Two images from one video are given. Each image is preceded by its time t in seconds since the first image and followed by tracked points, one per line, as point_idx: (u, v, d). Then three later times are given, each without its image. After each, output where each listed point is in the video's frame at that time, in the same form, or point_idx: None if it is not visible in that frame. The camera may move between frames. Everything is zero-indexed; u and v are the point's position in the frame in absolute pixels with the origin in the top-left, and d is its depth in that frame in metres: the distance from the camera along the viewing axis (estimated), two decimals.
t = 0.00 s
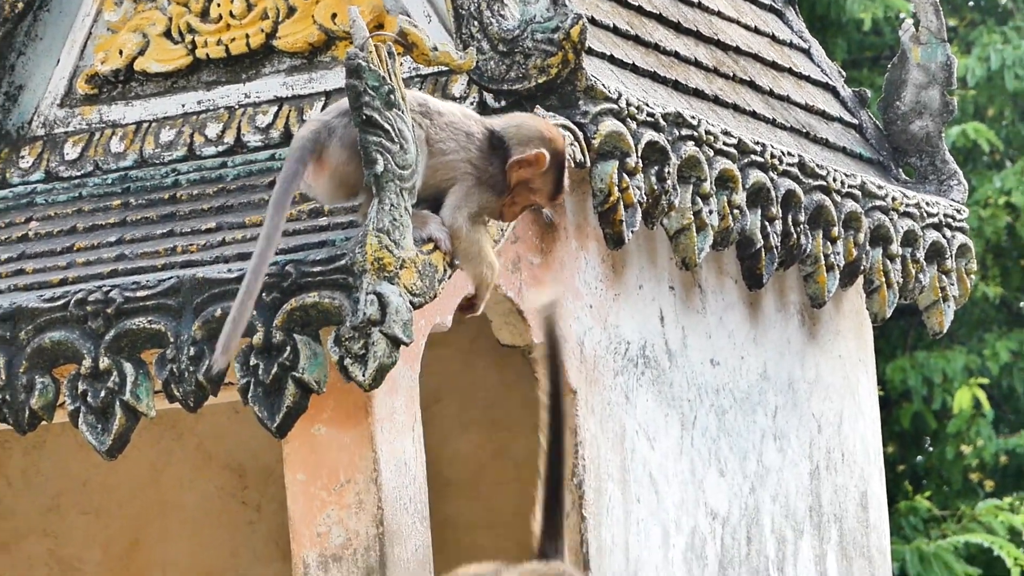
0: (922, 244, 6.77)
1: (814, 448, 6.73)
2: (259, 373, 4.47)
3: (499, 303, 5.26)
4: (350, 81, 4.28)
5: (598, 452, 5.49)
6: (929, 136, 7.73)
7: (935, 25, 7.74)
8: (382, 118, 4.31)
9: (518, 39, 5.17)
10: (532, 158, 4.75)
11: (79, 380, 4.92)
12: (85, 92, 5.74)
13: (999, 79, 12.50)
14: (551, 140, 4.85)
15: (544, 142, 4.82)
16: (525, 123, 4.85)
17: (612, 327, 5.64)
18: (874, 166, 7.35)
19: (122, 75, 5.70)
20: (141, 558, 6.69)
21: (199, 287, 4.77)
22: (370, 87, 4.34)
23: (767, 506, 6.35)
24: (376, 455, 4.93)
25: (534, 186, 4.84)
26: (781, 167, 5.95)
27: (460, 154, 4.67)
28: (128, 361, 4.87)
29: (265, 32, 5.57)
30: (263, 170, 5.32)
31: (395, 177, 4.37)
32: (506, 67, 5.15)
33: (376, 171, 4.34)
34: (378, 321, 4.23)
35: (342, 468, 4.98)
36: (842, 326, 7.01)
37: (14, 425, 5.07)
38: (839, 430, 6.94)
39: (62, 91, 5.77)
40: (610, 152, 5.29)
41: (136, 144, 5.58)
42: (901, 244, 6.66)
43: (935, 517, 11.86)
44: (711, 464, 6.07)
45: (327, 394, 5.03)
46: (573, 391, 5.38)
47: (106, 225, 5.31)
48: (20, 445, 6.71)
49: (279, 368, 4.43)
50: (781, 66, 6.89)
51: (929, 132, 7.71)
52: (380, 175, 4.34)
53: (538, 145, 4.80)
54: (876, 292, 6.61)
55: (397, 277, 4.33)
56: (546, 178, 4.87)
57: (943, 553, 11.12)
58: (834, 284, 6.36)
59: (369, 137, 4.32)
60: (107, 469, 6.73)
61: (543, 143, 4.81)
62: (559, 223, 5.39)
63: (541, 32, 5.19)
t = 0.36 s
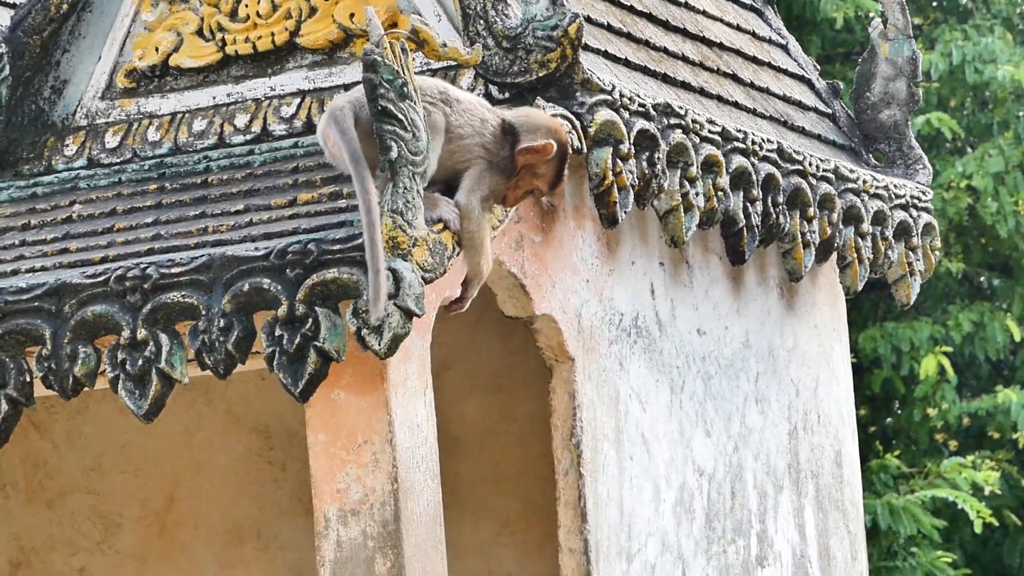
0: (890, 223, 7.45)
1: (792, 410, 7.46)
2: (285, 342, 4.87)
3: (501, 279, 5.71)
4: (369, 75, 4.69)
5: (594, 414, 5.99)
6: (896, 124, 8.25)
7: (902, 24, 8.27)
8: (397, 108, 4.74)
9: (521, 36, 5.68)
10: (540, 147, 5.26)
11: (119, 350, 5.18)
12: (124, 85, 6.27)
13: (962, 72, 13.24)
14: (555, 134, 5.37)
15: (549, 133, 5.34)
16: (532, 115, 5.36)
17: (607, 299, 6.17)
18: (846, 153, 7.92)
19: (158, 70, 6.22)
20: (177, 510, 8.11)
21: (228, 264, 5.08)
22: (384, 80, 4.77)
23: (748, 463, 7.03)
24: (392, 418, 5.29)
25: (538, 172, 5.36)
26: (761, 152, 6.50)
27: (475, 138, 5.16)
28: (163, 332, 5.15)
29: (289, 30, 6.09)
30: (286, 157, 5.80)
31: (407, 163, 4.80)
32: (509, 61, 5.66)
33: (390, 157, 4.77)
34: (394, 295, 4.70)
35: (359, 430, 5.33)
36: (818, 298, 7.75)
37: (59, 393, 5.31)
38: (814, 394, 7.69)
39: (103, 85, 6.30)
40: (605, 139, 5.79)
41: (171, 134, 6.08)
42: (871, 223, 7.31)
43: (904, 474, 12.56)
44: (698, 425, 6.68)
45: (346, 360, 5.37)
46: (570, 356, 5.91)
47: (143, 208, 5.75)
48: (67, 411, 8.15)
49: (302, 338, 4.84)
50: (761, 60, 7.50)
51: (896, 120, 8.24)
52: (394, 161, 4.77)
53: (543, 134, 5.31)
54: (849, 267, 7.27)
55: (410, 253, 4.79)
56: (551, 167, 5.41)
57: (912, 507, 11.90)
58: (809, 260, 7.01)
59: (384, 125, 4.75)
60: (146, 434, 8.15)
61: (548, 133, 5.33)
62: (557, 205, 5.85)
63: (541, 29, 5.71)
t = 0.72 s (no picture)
0: (890, 198, 7.48)
1: (793, 385, 7.46)
2: (285, 321, 4.85)
3: (501, 255, 5.68)
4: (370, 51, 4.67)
5: (595, 390, 5.99)
6: (896, 99, 8.29)
7: None
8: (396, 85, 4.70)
9: (519, 13, 5.63)
10: (568, 153, 5.40)
11: (119, 329, 5.13)
12: (124, 64, 6.27)
13: (961, 46, 13.24)
14: (583, 138, 5.50)
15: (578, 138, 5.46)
16: (563, 116, 5.46)
17: (608, 275, 6.17)
18: (846, 128, 7.98)
19: (157, 48, 6.23)
20: (179, 487, 8.26)
21: (227, 242, 5.02)
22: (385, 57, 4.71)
23: (750, 438, 7.04)
24: (392, 395, 5.25)
25: (562, 173, 5.55)
26: (760, 128, 6.51)
27: (505, 142, 5.28)
28: (163, 310, 5.09)
29: (289, 8, 6.09)
30: (286, 134, 5.77)
31: (407, 140, 4.76)
32: (508, 38, 5.63)
33: (390, 134, 4.72)
34: (393, 272, 4.68)
35: (360, 408, 5.29)
36: (818, 272, 7.77)
37: (59, 371, 5.27)
38: (815, 369, 7.69)
39: (103, 63, 6.32)
40: (605, 115, 5.76)
41: (170, 112, 6.07)
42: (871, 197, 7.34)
43: (905, 447, 12.49)
44: (699, 402, 6.70)
45: (347, 338, 5.33)
46: (571, 333, 5.89)
47: (143, 185, 5.76)
48: (69, 390, 8.30)
49: (302, 316, 4.83)
50: (759, 36, 7.57)
51: (896, 95, 8.28)
52: (393, 138, 4.73)
53: (572, 140, 5.44)
54: (849, 241, 7.34)
55: (410, 231, 4.76)
56: (576, 170, 5.57)
57: (914, 480, 11.87)
58: (809, 235, 7.05)
59: (382, 102, 4.70)
60: (147, 412, 8.28)
61: (578, 140, 5.47)
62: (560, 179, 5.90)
63: (541, 5, 5.64)
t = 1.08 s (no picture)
0: (889, 182, 7.49)
1: (794, 369, 7.46)
2: (285, 308, 4.85)
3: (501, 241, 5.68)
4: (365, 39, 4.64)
5: (596, 375, 5.99)
6: (895, 84, 8.29)
7: None
8: (396, 73, 4.68)
9: None
10: (595, 181, 5.47)
11: (119, 317, 5.13)
12: (123, 52, 6.29)
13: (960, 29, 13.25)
14: (611, 166, 5.58)
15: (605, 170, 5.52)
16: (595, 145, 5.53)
17: (607, 261, 6.17)
18: (845, 112, 7.98)
19: (156, 36, 6.25)
20: (181, 474, 8.26)
21: (227, 230, 5.00)
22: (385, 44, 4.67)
23: (751, 423, 7.04)
24: (392, 382, 5.25)
25: (588, 201, 5.61)
26: (759, 113, 6.51)
27: (530, 162, 5.32)
28: (164, 298, 5.10)
29: None
30: (285, 121, 5.76)
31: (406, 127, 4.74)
32: (507, 23, 5.61)
33: (389, 121, 4.71)
34: (393, 260, 4.69)
35: (360, 395, 5.29)
36: (818, 257, 7.78)
37: (60, 360, 5.27)
38: (815, 354, 7.69)
39: (102, 51, 6.33)
40: (604, 101, 5.75)
41: (170, 99, 6.06)
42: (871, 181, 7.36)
43: (906, 430, 12.50)
44: (699, 387, 6.70)
45: (347, 326, 5.32)
46: (571, 319, 5.89)
47: (143, 173, 5.76)
48: (69, 377, 8.34)
49: (302, 303, 4.83)
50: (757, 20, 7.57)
51: (895, 79, 8.27)
52: (393, 125, 4.71)
53: (601, 168, 5.50)
54: (849, 227, 7.35)
55: (409, 218, 4.75)
56: (602, 200, 5.64)
57: (915, 463, 11.84)
58: (809, 220, 7.07)
59: (381, 90, 4.68)
60: (147, 400, 8.28)
61: (605, 168, 5.52)
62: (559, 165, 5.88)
63: None
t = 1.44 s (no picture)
0: (885, 181, 7.48)
1: (790, 370, 7.46)
2: (280, 310, 4.80)
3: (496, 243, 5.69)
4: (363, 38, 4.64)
5: (592, 376, 5.98)
6: (891, 83, 8.33)
7: None
8: (389, 74, 4.71)
9: None
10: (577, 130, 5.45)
11: (116, 319, 5.10)
12: (118, 54, 6.28)
13: (958, 28, 13.22)
14: (592, 108, 5.52)
15: (587, 113, 5.49)
16: (571, 91, 5.52)
17: (604, 261, 6.17)
18: (841, 111, 8.00)
19: (152, 38, 6.24)
20: (177, 476, 8.26)
21: (223, 232, 4.98)
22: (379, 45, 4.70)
23: (748, 424, 7.04)
24: (388, 384, 5.23)
25: (575, 148, 5.57)
26: (754, 113, 6.51)
27: (511, 125, 5.38)
28: (160, 300, 5.08)
29: None
30: (280, 123, 5.76)
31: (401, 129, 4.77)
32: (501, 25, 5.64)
33: (385, 122, 4.74)
34: (388, 260, 4.67)
35: (357, 396, 5.27)
36: (815, 257, 7.78)
37: (56, 363, 5.25)
38: (812, 354, 7.69)
39: (97, 53, 6.33)
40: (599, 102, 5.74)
41: (165, 101, 6.06)
42: (867, 181, 7.37)
43: (905, 430, 12.50)
44: (695, 387, 6.70)
45: (344, 328, 5.32)
46: (567, 320, 5.88)
47: (139, 175, 5.76)
48: (66, 380, 8.35)
49: (297, 305, 4.78)
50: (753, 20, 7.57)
51: (890, 79, 8.32)
52: (388, 126, 4.75)
53: (582, 112, 5.48)
54: (845, 226, 7.33)
55: (404, 220, 4.77)
56: (591, 142, 5.57)
57: (913, 464, 11.84)
58: (805, 219, 7.04)
59: (376, 91, 4.71)
60: (143, 401, 8.31)
61: (587, 112, 5.49)
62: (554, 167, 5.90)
63: None
